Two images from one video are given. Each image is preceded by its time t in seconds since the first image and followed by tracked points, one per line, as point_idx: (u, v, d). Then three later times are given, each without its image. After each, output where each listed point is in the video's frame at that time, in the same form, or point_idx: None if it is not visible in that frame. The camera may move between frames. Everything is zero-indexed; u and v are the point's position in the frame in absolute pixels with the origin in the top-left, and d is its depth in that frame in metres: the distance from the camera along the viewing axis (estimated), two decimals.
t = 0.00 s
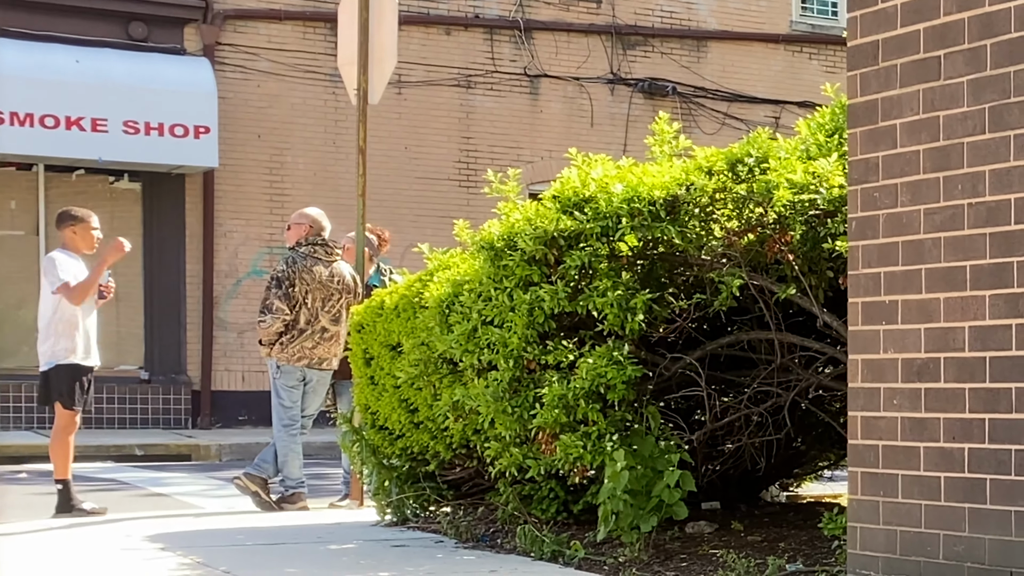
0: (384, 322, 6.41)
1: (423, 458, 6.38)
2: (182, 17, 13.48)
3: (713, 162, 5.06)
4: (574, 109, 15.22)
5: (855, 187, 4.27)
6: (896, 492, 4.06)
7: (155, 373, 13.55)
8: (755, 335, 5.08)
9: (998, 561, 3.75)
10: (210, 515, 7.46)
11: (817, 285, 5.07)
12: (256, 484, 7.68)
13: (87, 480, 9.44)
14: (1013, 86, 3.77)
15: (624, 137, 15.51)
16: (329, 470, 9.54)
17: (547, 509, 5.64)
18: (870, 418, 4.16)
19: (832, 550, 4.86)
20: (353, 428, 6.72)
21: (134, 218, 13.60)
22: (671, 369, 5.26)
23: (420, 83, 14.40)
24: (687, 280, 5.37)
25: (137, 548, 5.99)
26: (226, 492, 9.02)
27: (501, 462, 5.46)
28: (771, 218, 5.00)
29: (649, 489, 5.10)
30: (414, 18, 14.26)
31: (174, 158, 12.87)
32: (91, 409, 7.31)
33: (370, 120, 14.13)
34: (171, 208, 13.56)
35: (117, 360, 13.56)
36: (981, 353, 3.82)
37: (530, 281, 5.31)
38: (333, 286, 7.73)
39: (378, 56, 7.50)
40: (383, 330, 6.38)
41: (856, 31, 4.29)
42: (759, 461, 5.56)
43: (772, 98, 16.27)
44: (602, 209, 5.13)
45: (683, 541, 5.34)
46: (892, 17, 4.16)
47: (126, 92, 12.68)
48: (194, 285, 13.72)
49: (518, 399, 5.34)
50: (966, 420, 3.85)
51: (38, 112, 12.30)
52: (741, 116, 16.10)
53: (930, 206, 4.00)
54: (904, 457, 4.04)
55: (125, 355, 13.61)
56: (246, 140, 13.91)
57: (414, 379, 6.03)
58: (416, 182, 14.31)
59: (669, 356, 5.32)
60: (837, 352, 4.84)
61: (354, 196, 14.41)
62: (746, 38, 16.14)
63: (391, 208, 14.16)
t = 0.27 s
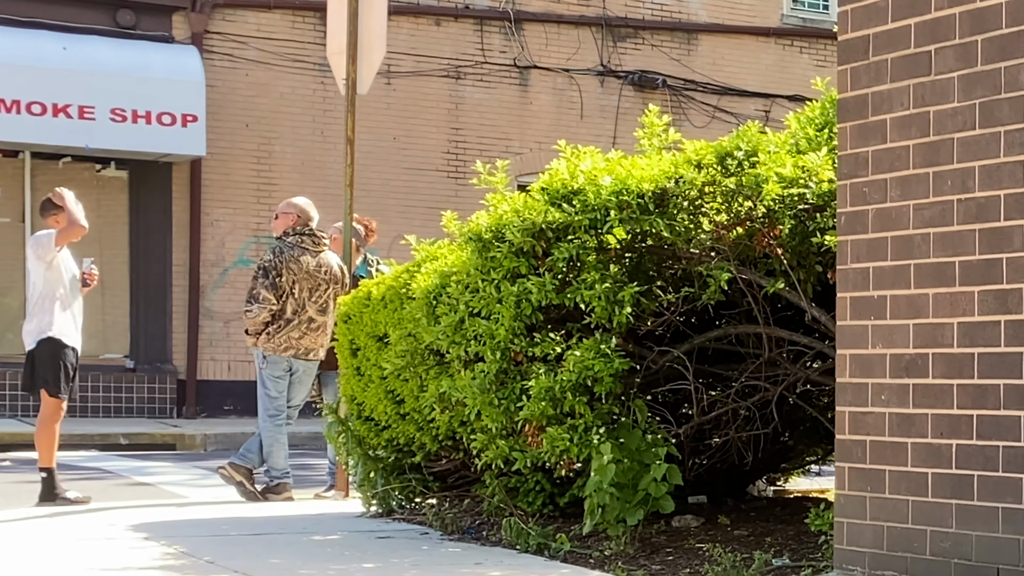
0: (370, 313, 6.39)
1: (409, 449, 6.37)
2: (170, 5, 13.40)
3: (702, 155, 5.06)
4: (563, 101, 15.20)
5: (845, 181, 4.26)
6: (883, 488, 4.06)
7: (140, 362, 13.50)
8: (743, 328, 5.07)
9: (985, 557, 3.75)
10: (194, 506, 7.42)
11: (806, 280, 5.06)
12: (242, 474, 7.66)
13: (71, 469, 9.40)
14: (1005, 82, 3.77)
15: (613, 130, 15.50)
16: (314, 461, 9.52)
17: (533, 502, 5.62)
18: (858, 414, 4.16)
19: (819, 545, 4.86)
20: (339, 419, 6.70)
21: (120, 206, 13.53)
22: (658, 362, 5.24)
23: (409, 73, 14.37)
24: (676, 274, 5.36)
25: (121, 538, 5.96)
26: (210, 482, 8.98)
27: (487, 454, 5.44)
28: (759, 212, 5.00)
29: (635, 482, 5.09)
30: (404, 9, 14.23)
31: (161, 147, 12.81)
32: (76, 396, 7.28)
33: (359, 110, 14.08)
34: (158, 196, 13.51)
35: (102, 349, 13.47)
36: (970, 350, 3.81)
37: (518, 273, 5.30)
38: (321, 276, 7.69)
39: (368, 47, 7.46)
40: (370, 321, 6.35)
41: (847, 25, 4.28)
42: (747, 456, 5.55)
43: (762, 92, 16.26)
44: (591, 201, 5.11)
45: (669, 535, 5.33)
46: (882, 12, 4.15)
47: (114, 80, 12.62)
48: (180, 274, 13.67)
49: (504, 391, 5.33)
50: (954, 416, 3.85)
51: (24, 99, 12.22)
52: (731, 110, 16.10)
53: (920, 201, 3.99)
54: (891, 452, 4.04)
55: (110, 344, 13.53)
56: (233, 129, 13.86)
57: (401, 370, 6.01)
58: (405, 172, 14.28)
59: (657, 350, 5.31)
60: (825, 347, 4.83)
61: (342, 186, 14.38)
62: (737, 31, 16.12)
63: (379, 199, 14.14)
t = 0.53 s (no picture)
0: (353, 315, 6.37)
1: (391, 452, 6.35)
2: (152, 6, 13.36)
3: (685, 160, 5.10)
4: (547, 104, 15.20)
5: (829, 186, 4.26)
6: (865, 493, 4.06)
7: (120, 364, 13.44)
8: (726, 333, 5.06)
9: (969, 562, 3.75)
10: (174, 507, 7.41)
11: (788, 285, 5.04)
12: (221, 476, 7.64)
13: (50, 471, 9.36)
14: (989, 87, 3.78)
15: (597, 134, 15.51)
16: (296, 464, 9.49)
17: (515, 505, 5.61)
18: (841, 418, 4.16)
19: (801, 549, 4.86)
20: (320, 422, 6.68)
21: (100, 208, 13.48)
22: (641, 366, 5.24)
23: (392, 76, 14.36)
24: (659, 278, 5.34)
25: (100, 540, 5.93)
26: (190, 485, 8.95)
27: (469, 458, 5.43)
28: (743, 216, 5.01)
29: (617, 486, 5.08)
30: (386, 11, 14.24)
31: (142, 148, 12.74)
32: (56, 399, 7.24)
33: (341, 112, 14.06)
34: (138, 198, 13.46)
35: (80, 350, 13.50)
36: (953, 354, 3.82)
37: (501, 276, 5.30)
38: (303, 278, 7.68)
39: (351, 49, 7.44)
40: (352, 324, 6.34)
41: (831, 31, 4.28)
42: (729, 460, 5.54)
43: (746, 96, 16.28)
44: (573, 205, 5.12)
45: (651, 539, 5.32)
46: (867, 17, 4.16)
47: (94, 81, 12.57)
48: (160, 275, 13.62)
49: (486, 395, 5.32)
50: (937, 421, 3.85)
51: (4, 100, 12.18)
52: (715, 114, 16.11)
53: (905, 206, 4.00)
54: (874, 457, 4.04)
55: (89, 345, 13.54)
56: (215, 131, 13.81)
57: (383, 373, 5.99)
58: (388, 175, 14.25)
59: (640, 354, 5.30)
60: (808, 351, 4.83)
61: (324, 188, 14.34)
62: (721, 34, 16.10)
63: (361, 201, 14.12)
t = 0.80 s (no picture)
0: (327, 313, 6.32)
1: (365, 451, 6.31)
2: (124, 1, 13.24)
3: (662, 156, 5.04)
4: (522, 100, 15.16)
5: (806, 183, 4.24)
6: (843, 492, 4.04)
7: (92, 361, 13.34)
8: (703, 331, 5.04)
9: (947, 562, 3.74)
10: (147, 506, 7.33)
11: (766, 281, 5.04)
12: (195, 475, 7.57)
13: (21, 470, 9.28)
14: (968, 84, 3.76)
15: (572, 130, 15.47)
16: (269, 462, 9.43)
17: (491, 505, 5.58)
18: (819, 417, 4.15)
19: (779, 548, 4.85)
20: (294, 420, 6.63)
21: (72, 204, 13.37)
22: (617, 364, 5.21)
23: (367, 71, 14.30)
24: (635, 275, 5.32)
25: (71, 539, 5.86)
26: (162, 484, 8.88)
27: (444, 457, 5.40)
28: (720, 214, 4.98)
29: (594, 485, 5.06)
30: (361, 6, 14.18)
31: (114, 144, 12.66)
32: (28, 397, 7.17)
33: (316, 108, 13.98)
34: (110, 194, 13.36)
35: (52, 348, 13.28)
36: (932, 353, 3.81)
37: (476, 273, 5.25)
38: (277, 276, 7.60)
39: (325, 45, 7.38)
40: (326, 321, 6.29)
41: (809, 26, 4.26)
42: (706, 459, 5.53)
43: (722, 93, 16.27)
44: (550, 202, 5.08)
45: (627, 538, 5.30)
46: (845, 13, 4.14)
47: (66, 76, 12.45)
48: (132, 272, 13.51)
49: (462, 393, 5.28)
50: (916, 420, 3.84)
51: None
52: (692, 110, 16.09)
53: (882, 203, 3.98)
54: (851, 456, 4.03)
55: (61, 343, 13.35)
56: (188, 127, 13.72)
57: (357, 371, 5.95)
58: (362, 171, 14.18)
59: (616, 352, 5.27)
60: (785, 350, 4.81)
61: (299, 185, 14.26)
62: (698, 30, 16.05)
63: (336, 197, 14.05)
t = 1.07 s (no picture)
0: (330, 310, 6.34)
1: (369, 448, 6.32)
2: None
3: (666, 154, 5.04)
4: (525, 98, 15.16)
5: (810, 180, 4.25)
6: (847, 489, 4.05)
7: (96, 359, 13.35)
8: (707, 328, 5.05)
9: (950, 558, 3.75)
10: (151, 504, 7.34)
11: (770, 279, 5.02)
12: (199, 472, 7.58)
13: (25, 467, 9.30)
14: (971, 82, 3.77)
15: (575, 127, 15.48)
16: (273, 459, 9.44)
17: (495, 501, 5.59)
18: (823, 414, 4.15)
19: (783, 545, 4.85)
20: (298, 417, 6.64)
21: (76, 202, 13.38)
22: (621, 361, 5.22)
23: (371, 69, 14.31)
24: (639, 273, 5.33)
25: (77, 536, 5.88)
26: (167, 481, 8.90)
27: (447, 454, 5.41)
28: (723, 211, 4.99)
29: (598, 482, 5.06)
30: (365, 4, 14.19)
31: (118, 142, 12.68)
32: (34, 395, 7.20)
33: (319, 105, 13.99)
34: (114, 191, 13.38)
35: (56, 345, 13.34)
36: (935, 350, 3.81)
37: (480, 271, 5.26)
38: (281, 273, 7.63)
39: (328, 43, 7.41)
40: (330, 319, 6.30)
41: (812, 24, 4.27)
42: (709, 456, 5.53)
43: (725, 90, 16.26)
44: (553, 199, 5.10)
45: (631, 535, 5.31)
46: (849, 11, 4.15)
47: (70, 74, 12.46)
48: (136, 270, 13.53)
49: (466, 390, 5.30)
50: (920, 417, 3.85)
51: None
52: (695, 107, 16.09)
53: (886, 201, 3.99)
54: (856, 453, 4.03)
55: (65, 340, 13.39)
56: (192, 125, 13.73)
57: (361, 368, 5.97)
58: (366, 168, 14.19)
59: (620, 349, 5.28)
60: (789, 347, 4.82)
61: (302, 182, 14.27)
62: (700, 28, 16.06)
63: (339, 195, 14.05)
